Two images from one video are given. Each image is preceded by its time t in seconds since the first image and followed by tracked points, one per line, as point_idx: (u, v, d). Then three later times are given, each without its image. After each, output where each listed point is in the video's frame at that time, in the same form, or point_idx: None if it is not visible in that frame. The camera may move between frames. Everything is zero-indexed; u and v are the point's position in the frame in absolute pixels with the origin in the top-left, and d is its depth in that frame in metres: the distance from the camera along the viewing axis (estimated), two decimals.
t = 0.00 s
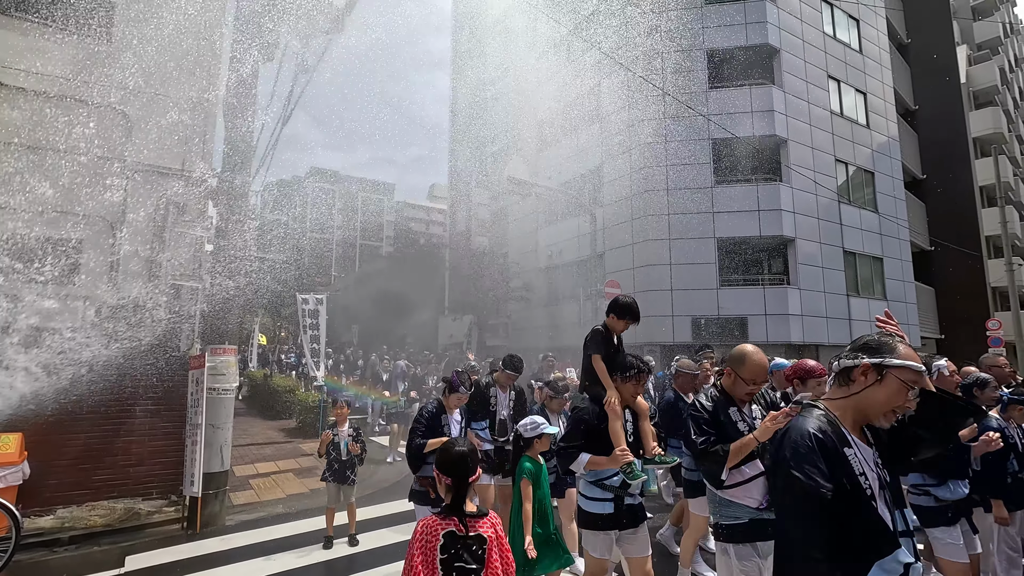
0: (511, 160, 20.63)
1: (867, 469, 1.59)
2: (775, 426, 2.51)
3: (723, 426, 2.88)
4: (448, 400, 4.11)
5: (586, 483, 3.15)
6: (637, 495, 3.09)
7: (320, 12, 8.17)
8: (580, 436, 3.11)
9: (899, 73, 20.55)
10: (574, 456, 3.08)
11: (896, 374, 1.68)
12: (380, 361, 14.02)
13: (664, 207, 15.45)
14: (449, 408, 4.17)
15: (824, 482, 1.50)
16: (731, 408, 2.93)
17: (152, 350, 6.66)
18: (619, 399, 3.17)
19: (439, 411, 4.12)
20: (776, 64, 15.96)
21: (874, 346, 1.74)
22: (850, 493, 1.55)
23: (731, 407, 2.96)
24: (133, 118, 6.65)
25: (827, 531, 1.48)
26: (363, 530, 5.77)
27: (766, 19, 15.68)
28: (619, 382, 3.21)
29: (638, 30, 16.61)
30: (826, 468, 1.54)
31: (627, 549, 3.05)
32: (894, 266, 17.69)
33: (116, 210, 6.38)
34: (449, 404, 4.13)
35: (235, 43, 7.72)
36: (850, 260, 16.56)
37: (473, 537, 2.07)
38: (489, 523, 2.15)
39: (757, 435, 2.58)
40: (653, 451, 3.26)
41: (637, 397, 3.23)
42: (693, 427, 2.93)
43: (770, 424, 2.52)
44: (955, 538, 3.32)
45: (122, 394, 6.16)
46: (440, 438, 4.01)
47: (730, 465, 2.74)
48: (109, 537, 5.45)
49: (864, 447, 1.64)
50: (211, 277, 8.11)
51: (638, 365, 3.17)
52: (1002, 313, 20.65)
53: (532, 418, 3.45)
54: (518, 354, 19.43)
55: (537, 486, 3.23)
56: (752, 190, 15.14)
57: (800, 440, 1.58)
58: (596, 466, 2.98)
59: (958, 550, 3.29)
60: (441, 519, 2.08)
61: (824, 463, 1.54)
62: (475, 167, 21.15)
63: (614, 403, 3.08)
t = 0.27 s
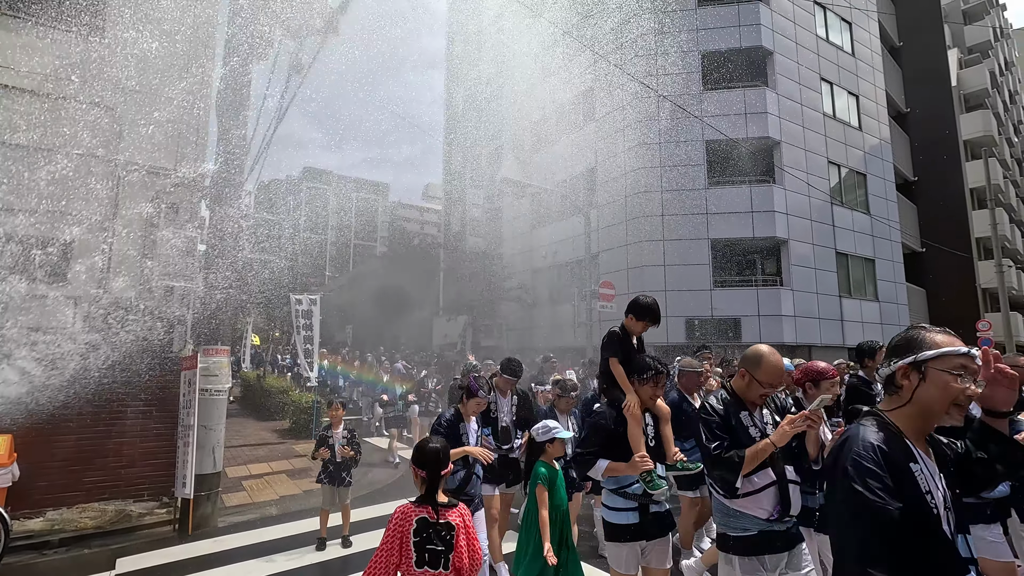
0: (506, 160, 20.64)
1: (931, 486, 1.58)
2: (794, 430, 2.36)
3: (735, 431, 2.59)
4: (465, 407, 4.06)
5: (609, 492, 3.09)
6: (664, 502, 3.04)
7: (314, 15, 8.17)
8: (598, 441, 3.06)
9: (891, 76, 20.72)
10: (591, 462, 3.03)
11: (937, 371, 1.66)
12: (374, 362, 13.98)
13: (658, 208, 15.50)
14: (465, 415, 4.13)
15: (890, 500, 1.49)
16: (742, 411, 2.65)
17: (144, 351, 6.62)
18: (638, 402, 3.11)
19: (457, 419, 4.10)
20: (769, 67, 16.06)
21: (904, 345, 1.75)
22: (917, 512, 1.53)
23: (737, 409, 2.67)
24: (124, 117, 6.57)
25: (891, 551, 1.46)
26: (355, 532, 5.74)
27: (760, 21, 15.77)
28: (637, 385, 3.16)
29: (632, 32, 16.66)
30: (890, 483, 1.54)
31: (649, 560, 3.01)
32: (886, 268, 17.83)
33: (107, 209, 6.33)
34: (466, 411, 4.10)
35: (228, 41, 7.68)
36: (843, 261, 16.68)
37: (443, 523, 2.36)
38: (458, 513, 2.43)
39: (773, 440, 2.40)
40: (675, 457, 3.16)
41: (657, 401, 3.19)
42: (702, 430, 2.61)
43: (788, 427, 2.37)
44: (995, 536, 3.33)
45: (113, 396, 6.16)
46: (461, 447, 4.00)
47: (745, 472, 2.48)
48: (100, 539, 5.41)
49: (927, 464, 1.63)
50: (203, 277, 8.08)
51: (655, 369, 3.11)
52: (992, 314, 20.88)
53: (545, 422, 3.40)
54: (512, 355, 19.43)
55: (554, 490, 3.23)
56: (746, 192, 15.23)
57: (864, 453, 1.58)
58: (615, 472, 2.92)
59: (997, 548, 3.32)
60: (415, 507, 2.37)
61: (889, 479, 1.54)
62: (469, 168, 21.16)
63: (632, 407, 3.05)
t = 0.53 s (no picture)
0: (499, 161, 20.87)
1: None
2: (832, 444, 2.29)
3: (763, 443, 2.53)
4: (482, 403, 3.80)
5: (627, 497, 3.07)
6: (683, 509, 3.07)
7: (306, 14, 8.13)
8: (614, 444, 3.07)
9: (882, 80, 20.91)
10: (604, 464, 3.06)
11: (1008, 371, 1.65)
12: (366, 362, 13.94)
13: (651, 210, 15.59)
14: (481, 411, 3.86)
15: (979, 508, 1.44)
16: (771, 422, 2.57)
17: (136, 352, 6.58)
18: (654, 404, 3.08)
19: (473, 417, 3.83)
20: (761, 70, 16.16)
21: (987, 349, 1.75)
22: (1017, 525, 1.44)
23: (769, 419, 2.59)
24: (114, 116, 6.50)
25: (981, 562, 1.40)
26: (348, 534, 5.73)
27: (752, 24, 15.84)
28: (654, 386, 3.12)
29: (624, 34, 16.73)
30: (984, 493, 1.47)
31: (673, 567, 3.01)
32: (877, 270, 17.99)
33: (99, 209, 6.27)
34: (483, 409, 3.83)
35: (222, 42, 7.68)
36: (834, 263, 16.79)
37: (416, 496, 2.79)
38: (428, 486, 2.87)
39: (808, 454, 2.30)
40: (699, 463, 3.05)
41: (679, 405, 3.15)
42: (729, 442, 2.56)
43: (824, 442, 2.30)
44: None
45: (103, 397, 6.10)
46: (478, 448, 3.74)
47: (775, 488, 2.38)
48: (89, 542, 5.36)
49: None
50: (195, 277, 8.04)
51: (672, 370, 3.04)
52: (981, 316, 21.09)
53: (563, 425, 3.25)
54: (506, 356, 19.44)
55: (569, 494, 3.17)
56: (738, 194, 15.32)
57: (953, 458, 1.53)
58: (628, 475, 2.93)
59: None
60: (392, 484, 2.77)
61: (982, 485, 1.48)
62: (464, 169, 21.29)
63: (647, 408, 3.04)
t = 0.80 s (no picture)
0: (494, 163, 21.00)
1: None
2: (880, 452, 2.20)
3: (803, 447, 2.38)
4: (493, 412, 3.61)
5: (645, 506, 3.14)
6: (704, 521, 3.09)
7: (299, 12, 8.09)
8: (629, 453, 3.07)
9: (874, 84, 21.09)
10: (618, 475, 3.07)
11: None
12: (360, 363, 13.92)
13: (644, 212, 15.64)
14: (494, 423, 3.66)
15: None
16: (811, 424, 2.43)
17: (126, 354, 6.55)
18: (666, 407, 3.07)
19: (484, 429, 3.62)
20: (755, 73, 16.27)
21: None
22: None
23: (807, 422, 2.45)
24: (105, 115, 6.44)
25: None
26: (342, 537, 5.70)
27: (746, 27, 15.93)
28: (667, 389, 3.10)
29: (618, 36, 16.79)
30: None
31: None
32: (869, 272, 18.12)
33: (89, 207, 6.20)
34: (494, 417, 3.63)
35: (215, 42, 7.66)
36: (826, 265, 16.91)
37: (372, 491, 3.05)
38: (385, 481, 3.12)
39: (854, 462, 2.20)
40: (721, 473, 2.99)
41: (694, 411, 3.12)
42: (766, 446, 2.40)
43: (872, 447, 2.22)
44: None
45: (91, 397, 6.02)
46: (491, 463, 3.54)
47: (819, 497, 2.25)
48: (77, 544, 5.32)
49: None
50: (187, 277, 7.99)
51: (685, 371, 3.02)
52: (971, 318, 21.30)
53: (579, 432, 3.12)
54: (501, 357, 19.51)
55: (581, 505, 3.07)
56: (731, 196, 15.41)
57: None
58: (643, 486, 2.91)
59: None
60: (351, 480, 3.05)
61: None
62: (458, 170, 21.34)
63: (658, 414, 3.03)
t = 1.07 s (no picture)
0: (488, 164, 21.01)
1: None
2: (926, 461, 2.11)
3: (842, 459, 2.29)
4: (503, 411, 3.59)
5: (660, 514, 3.01)
6: (720, 529, 2.99)
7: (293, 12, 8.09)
8: (645, 456, 2.99)
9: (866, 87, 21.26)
10: (635, 481, 2.98)
11: None
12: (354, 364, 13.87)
13: (639, 213, 15.68)
14: (505, 423, 3.64)
15: None
16: (846, 433, 2.36)
17: (117, 355, 6.53)
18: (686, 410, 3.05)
19: (493, 429, 3.58)
20: (749, 75, 16.36)
21: None
22: None
23: (841, 432, 2.37)
24: (97, 114, 6.38)
25: None
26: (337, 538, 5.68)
27: (740, 29, 16.01)
28: (686, 392, 3.08)
29: (613, 38, 16.86)
30: None
31: None
32: (861, 273, 18.25)
33: (79, 209, 6.22)
34: (504, 417, 3.62)
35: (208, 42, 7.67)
36: (820, 267, 17.00)
37: (339, 479, 3.13)
38: (352, 469, 3.19)
39: (900, 474, 2.11)
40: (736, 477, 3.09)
41: (711, 414, 3.13)
42: (802, 459, 2.29)
43: (916, 456, 2.13)
44: None
45: (83, 399, 6.00)
46: (503, 466, 3.50)
47: (864, 513, 2.13)
48: (67, 547, 5.28)
49: None
50: (179, 277, 7.95)
51: (704, 373, 2.98)
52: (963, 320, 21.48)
53: (591, 433, 3.14)
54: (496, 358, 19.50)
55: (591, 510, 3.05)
56: (726, 198, 15.49)
57: None
58: (661, 491, 2.82)
59: None
60: (319, 467, 3.15)
61: None
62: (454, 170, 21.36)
63: (679, 416, 3.01)
